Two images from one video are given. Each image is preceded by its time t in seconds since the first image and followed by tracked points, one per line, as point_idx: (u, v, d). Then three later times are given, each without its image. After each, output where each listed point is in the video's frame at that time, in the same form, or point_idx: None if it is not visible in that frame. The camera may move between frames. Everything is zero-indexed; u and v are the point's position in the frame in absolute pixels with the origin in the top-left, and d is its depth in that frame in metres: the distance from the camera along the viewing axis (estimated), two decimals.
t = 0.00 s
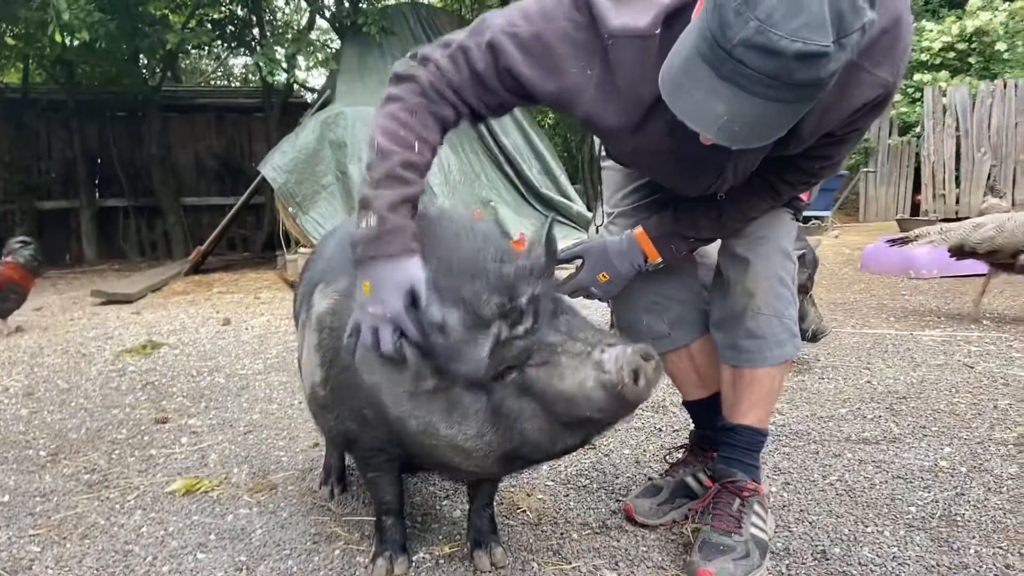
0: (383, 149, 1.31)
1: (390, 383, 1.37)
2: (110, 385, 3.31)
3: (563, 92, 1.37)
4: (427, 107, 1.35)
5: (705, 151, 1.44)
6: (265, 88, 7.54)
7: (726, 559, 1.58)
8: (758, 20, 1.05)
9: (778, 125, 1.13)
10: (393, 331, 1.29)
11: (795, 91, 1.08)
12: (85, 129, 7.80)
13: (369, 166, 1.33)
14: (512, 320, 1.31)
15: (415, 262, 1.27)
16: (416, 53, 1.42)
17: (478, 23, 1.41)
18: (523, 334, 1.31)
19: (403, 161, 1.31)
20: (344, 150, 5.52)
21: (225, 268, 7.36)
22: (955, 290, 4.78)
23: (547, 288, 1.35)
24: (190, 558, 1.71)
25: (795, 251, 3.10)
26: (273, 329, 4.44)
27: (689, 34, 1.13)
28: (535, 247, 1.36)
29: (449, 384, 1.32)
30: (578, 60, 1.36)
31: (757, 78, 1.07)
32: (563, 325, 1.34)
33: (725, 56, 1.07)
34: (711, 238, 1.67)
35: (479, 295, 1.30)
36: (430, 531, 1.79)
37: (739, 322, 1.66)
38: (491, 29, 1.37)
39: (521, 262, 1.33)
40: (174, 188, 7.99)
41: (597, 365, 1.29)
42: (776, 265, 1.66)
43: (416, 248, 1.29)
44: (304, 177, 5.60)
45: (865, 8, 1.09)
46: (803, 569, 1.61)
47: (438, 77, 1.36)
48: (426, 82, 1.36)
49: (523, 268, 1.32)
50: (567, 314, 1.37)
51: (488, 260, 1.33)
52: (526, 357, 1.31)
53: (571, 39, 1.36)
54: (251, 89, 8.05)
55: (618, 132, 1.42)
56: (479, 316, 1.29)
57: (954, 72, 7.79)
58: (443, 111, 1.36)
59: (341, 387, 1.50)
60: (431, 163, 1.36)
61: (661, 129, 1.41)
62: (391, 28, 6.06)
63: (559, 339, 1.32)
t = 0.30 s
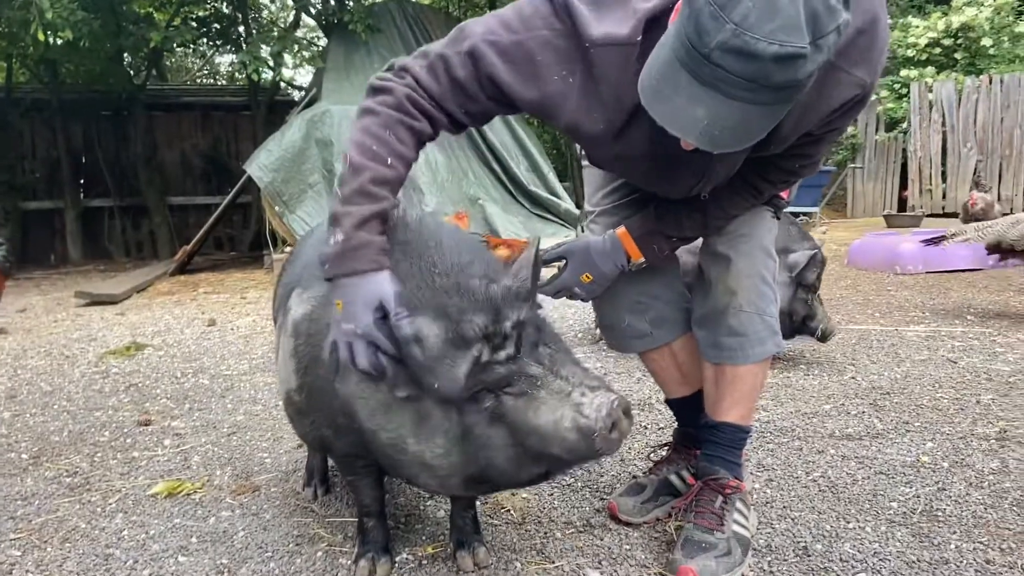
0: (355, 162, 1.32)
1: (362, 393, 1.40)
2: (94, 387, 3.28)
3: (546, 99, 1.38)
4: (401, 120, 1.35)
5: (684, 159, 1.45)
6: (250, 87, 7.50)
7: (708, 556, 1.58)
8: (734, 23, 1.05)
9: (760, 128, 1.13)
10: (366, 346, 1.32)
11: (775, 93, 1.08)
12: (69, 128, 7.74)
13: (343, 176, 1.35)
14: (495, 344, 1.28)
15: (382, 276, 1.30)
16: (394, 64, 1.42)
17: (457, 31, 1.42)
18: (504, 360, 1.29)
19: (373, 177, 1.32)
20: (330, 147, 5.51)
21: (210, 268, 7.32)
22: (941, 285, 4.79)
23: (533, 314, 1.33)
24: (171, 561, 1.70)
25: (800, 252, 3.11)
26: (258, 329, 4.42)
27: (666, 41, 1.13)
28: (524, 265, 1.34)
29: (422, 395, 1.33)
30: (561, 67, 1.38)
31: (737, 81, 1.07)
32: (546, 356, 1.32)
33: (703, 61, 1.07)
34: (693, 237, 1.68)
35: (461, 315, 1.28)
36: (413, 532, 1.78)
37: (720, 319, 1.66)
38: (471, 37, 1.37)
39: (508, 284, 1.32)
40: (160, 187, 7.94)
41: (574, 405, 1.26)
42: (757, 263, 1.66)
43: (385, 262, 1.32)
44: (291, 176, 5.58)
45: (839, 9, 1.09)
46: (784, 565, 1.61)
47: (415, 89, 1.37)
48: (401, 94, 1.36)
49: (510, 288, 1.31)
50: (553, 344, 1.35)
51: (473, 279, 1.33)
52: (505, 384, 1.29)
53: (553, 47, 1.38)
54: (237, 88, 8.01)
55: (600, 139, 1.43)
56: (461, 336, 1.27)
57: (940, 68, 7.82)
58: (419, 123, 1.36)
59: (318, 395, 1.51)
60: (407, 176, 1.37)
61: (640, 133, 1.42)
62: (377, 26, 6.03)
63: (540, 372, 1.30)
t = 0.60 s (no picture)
0: (355, 159, 1.31)
1: (359, 393, 1.42)
2: (91, 380, 3.29)
3: (538, 96, 1.37)
4: (395, 117, 1.34)
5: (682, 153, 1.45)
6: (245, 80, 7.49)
7: (703, 542, 1.59)
8: (725, 15, 1.06)
9: (756, 120, 1.13)
10: (366, 344, 1.32)
11: (769, 83, 1.09)
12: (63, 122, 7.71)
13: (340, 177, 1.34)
14: (492, 364, 1.30)
15: (383, 272, 1.30)
16: (387, 63, 1.40)
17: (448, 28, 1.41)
18: (500, 382, 1.30)
19: (372, 174, 1.31)
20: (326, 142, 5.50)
21: (206, 261, 7.31)
22: (934, 275, 4.82)
23: (533, 334, 1.35)
24: (170, 551, 1.71)
25: (811, 235, 3.12)
26: (255, 322, 4.42)
27: (658, 38, 1.14)
28: (524, 279, 1.36)
29: (413, 399, 1.36)
30: (552, 64, 1.37)
31: (731, 73, 1.07)
32: (541, 381, 1.34)
33: (696, 54, 1.08)
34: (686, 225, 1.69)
35: (459, 329, 1.30)
36: (410, 522, 1.79)
37: (715, 307, 1.67)
38: (463, 33, 1.36)
39: (509, 299, 1.34)
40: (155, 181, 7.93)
41: (565, 441, 1.30)
42: (751, 252, 1.67)
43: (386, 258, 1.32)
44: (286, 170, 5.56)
45: None
46: (778, 551, 1.63)
47: (410, 86, 1.36)
48: (397, 92, 1.35)
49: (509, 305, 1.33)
50: (551, 368, 1.37)
51: (474, 288, 1.36)
52: (497, 405, 1.31)
53: (546, 43, 1.37)
54: (231, 81, 7.99)
55: (593, 135, 1.43)
56: (458, 351, 1.29)
57: (934, 58, 7.84)
58: (415, 121, 1.35)
59: (313, 388, 1.52)
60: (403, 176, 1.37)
61: (635, 127, 1.41)
62: (371, 18, 6.01)
63: (534, 400, 1.32)
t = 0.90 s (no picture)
0: (355, 179, 1.31)
1: (362, 407, 1.41)
2: (93, 370, 3.30)
3: (536, 105, 1.37)
4: (397, 136, 1.33)
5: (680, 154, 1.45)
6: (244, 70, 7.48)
7: (703, 529, 1.59)
8: (722, 21, 1.06)
9: (755, 123, 1.13)
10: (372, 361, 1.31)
11: (770, 86, 1.09)
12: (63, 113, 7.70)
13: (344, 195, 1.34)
14: (493, 410, 1.28)
15: (389, 293, 1.32)
16: (387, 80, 1.40)
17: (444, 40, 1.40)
18: (498, 428, 1.29)
19: (374, 194, 1.31)
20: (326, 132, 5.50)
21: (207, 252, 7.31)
22: (935, 263, 4.81)
23: (538, 380, 1.33)
24: (173, 539, 1.72)
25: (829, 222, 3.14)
26: (256, 313, 4.42)
27: (655, 46, 1.13)
28: (538, 321, 1.33)
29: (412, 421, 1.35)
30: (548, 73, 1.36)
31: (731, 78, 1.07)
32: (538, 432, 1.33)
33: (695, 61, 1.07)
34: (685, 212, 1.72)
35: (468, 367, 1.28)
36: (412, 511, 1.80)
37: (714, 295, 1.67)
38: (460, 46, 1.35)
39: (523, 338, 1.30)
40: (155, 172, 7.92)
41: (549, 494, 1.29)
42: (749, 238, 1.67)
43: (389, 277, 1.33)
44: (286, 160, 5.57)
45: None
46: (778, 537, 1.63)
47: (409, 103, 1.35)
48: (397, 110, 1.34)
49: (522, 345, 1.30)
50: (550, 417, 1.37)
51: (487, 322, 1.33)
52: (494, 448, 1.30)
53: (543, 53, 1.36)
54: (231, 71, 7.97)
55: (591, 142, 1.43)
56: (463, 392, 1.27)
57: (936, 45, 7.81)
58: (416, 138, 1.34)
59: (317, 385, 1.55)
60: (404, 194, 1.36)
61: (632, 133, 1.42)
62: (370, 8, 6.00)
63: (528, 452, 1.31)
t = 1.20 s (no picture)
0: (356, 194, 1.31)
1: (364, 412, 1.47)
2: (101, 360, 3.32)
3: (540, 105, 1.36)
4: (398, 148, 1.33)
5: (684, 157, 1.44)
6: (249, 60, 7.47)
7: (706, 516, 1.60)
8: (714, 33, 1.05)
9: (753, 129, 1.13)
10: (372, 379, 1.39)
11: (763, 95, 1.08)
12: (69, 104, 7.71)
13: (342, 208, 1.34)
14: (483, 436, 1.30)
15: (388, 311, 1.35)
16: (387, 84, 1.38)
17: (442, 43, 1.38)
18: (486, 455, 1.31)
19: (376, 210, 1.31)
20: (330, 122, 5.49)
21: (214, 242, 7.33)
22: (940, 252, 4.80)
23: (533, 407, 1.35)
24: (180, 526, 1.74)
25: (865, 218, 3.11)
26: (262, 303, 4.44)
27: (648, 55, 1.13)
28: (539, 348, 1.38)
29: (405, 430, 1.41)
30: (551, 71, 1.34)
31: (724, 89, 1.07)
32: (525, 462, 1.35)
33: (688, 73, 1.07)
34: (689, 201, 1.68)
35: (462, 392, 1.30)
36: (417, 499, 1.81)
37: (717, 284, 1.68)
38: (460, 48, 1.34)
39: (522, 366, 1.34)
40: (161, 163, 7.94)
41: (525, 527, 1.32)
42: (751, 228, 1.67)
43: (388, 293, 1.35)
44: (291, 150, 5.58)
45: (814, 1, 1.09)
46: (780, 524, 1.64)
47: (410, 111, 1.34)
48: (399, 120, 1.33)
49: (520, 373, 1.33)
50: (541, 447, 1.39)
51: (488, 344, 1.34)
52: (481, 472, 1.33)
53: (543, 51, 1.34)
54: (236, 62, 7.97)
55: (591, 140, 1.42)
56: (456, 417, 1.30)
57: (944, 33, 7.77)
58: (415, 149, 1.34)
59: (323, 371, 1.56)
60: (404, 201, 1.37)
61: (628, 134, 1.41)
62: None
63: (513, 483, 1.33)
